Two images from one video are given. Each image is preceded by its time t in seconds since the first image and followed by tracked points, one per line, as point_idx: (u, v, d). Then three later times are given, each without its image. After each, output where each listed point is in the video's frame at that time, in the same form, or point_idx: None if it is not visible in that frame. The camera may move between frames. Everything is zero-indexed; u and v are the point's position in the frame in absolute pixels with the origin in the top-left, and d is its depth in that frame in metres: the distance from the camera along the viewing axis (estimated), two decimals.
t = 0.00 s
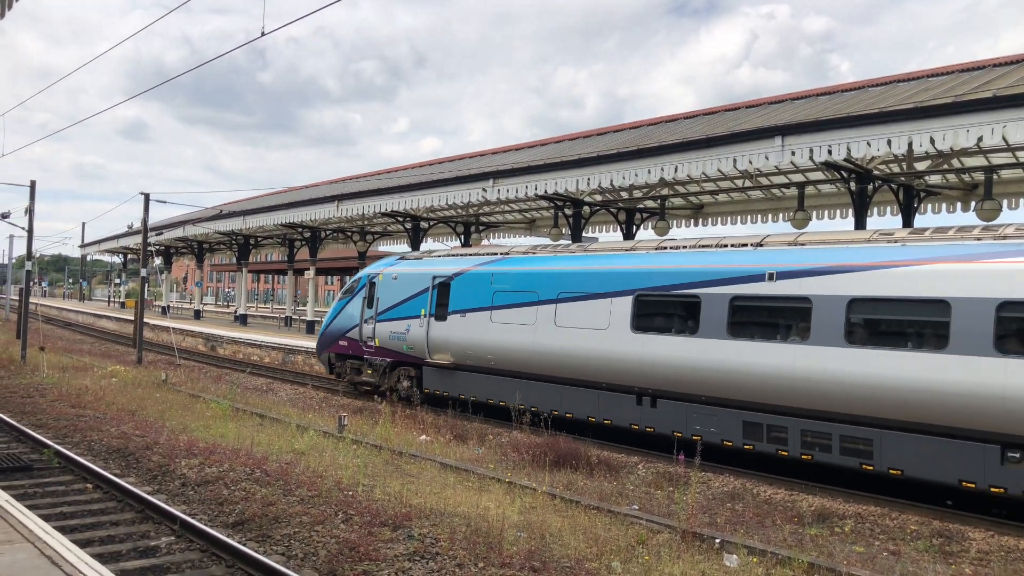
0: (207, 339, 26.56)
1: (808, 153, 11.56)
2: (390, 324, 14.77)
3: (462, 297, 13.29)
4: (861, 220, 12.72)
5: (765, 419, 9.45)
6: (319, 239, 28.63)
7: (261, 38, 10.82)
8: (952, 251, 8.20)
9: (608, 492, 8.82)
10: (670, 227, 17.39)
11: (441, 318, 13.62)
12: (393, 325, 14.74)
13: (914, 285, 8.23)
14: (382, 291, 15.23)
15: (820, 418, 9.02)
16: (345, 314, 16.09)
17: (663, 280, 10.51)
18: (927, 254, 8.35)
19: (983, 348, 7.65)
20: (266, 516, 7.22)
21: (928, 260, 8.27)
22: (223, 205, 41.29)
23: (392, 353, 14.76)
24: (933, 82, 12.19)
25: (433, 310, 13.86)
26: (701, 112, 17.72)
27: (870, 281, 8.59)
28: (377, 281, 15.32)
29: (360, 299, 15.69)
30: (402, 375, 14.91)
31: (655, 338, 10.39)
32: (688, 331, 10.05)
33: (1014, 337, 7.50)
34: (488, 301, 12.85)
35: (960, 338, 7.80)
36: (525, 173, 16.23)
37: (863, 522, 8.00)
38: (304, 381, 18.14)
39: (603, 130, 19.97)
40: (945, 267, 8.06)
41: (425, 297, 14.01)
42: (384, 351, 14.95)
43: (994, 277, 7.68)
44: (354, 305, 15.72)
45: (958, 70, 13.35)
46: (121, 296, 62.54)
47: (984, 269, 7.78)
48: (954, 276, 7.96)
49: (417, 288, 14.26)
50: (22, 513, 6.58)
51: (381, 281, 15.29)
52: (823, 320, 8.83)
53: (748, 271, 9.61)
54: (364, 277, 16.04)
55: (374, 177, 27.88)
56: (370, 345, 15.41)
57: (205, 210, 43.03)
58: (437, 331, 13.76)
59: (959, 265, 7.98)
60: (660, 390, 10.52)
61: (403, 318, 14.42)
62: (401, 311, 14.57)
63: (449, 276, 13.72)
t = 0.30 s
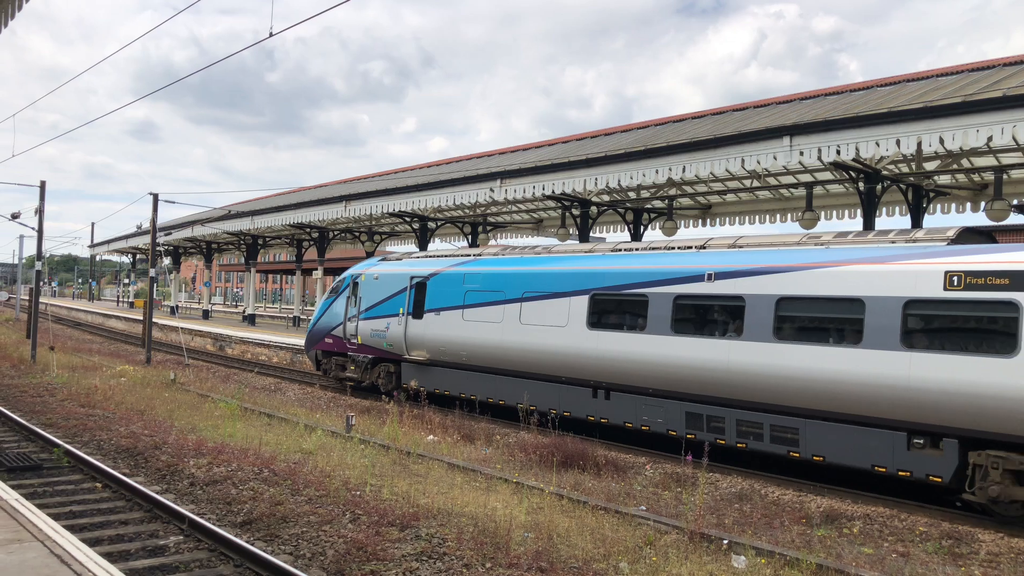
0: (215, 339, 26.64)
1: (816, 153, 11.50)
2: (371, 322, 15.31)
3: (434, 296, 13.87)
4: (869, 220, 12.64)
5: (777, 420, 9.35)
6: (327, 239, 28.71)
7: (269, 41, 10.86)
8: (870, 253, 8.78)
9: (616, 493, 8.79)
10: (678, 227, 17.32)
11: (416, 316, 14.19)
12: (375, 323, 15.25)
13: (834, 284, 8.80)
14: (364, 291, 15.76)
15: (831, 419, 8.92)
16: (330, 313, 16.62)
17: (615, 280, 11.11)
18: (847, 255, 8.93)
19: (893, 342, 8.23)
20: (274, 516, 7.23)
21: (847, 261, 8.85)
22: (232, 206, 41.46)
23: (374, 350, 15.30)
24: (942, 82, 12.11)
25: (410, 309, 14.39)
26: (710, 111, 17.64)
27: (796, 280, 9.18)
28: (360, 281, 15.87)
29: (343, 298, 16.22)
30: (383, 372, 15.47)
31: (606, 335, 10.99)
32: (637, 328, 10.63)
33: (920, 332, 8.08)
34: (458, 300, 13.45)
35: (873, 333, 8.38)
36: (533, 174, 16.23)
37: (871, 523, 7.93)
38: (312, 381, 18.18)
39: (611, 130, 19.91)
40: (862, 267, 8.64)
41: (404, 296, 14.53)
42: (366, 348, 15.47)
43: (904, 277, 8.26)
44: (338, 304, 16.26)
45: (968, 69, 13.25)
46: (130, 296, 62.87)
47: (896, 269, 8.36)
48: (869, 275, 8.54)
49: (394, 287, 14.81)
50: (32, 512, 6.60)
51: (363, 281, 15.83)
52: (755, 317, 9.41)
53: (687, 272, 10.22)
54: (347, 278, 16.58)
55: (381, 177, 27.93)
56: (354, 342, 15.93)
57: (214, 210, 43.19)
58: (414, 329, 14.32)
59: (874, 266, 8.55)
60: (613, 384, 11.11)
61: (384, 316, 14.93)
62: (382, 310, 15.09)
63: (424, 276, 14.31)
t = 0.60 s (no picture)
0: (225, 338, 26.74)
1: (826, 151, 11.40)
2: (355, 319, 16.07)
3: (412, 295, 14.59)
4: (880, 219, 12.53)
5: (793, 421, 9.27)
6: (336, 239, 28.78)
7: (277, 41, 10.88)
8: (796, 253, 9.46)
9: (624, 492, 8.75)
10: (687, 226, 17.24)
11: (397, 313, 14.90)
12: (360, 320, 15.99)
13: (765, 282, 9.48)
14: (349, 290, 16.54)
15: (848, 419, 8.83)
16: (319, 310, 17.37)
17: (572, 279, 11.85)
18: (777, 256, 9.61)
19: (815, 336, 8.91)
20: (283, 514, 7.24)
21: (774, 261, 9.55)
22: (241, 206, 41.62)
23: (357, 346, 16.10)
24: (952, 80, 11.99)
25: (391, 306, 15.09)
26: (719, 110, 17.55)
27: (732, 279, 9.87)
28: (345, 280, 16.64)
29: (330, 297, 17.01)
30: (366, 367, 16.14)
31: (567, 331, 11.70)
32: (594, 324, 11.34)
33: (840, 327, 8.76)
34: (433, 299, 14.19)
35: (799, 328, 9.05)
36: (541, 173, 16.20)
37: (881, 524, 7.86)
38: (321, 380, 18.22)
39: (620, 129, 19.84)
40: (788, 267, 9.32)
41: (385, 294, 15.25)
42: (352, 344, 16.23)
43: (827, 276, 8.93)
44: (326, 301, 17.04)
45: (980, 67, 13.11)
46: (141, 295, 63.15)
47: (819, 269, 9.03)
48: (794, 274, 9.23)
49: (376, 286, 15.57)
50: (43, 510, 6.63)
51: (347, 280, 16.61)
52: (695, 314, 10.10)
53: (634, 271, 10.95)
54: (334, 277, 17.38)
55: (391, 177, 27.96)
56: (341, 338, 16.67)
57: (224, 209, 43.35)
58: (396, 325, 15.00)
59: (800, 266, 9.23)
60: (578, 377, 11.74)
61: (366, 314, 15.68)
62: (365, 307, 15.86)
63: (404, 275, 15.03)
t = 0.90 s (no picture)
0: (232, 336, 26.84)
1: (834, 149, 11.33)
2: (337, 315, 16.81)
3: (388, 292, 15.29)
4: (888, 218, 12.43)
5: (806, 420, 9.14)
6: (343, 237, 28.82)
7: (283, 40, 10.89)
8: (733, 253, 10.08)
9: (631, 491, 8.73)
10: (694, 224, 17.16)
11: (374, 310, 15.51)
12: (342, 316, 16.72)
13: (703, 280, 10.14)
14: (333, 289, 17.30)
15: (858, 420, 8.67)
16: (306, 307, 18.14)
17: (534, 277, 12.53)
18: (715, 256, 10.25)
19: (745, 330, 9.55)
20: (290, 512, 7.25)
21: (711, 260, 10.21)
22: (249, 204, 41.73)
23: (341, 342, 16.87)
24: (961, 78, 11.89)
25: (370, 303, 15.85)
26: (726, 108, 17.47)
27: (673, 277, 10.54)
28: (329, 279, 17.42)
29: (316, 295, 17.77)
30: (350, 361, 17.03)
31: (528, 326, 12.35)
32: (552, 320, 12.01)
33: (769, 321, 9.38)
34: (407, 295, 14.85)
35: (731, 322, 9.68)
36: (547, 171, 16.18)
37: (889, 523, 7.81)
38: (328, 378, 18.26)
39: (627, 127, 19.78)
40: (724, 266, 9.95)
41: (365, 292, 15.99)
42: (335, 339, 16.99)
43: (757, 274, 9.57)
44: (312, 299, 17.81)
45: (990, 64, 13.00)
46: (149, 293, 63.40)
47: (750, 268, 9.67)
48: (727, 272, 9.88)
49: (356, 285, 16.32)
50: (51, 507, 6.65)
51: (331, 278, 17.37)
52: (640, 309, 10.77)
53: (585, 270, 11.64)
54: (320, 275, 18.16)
55: (398, 175, 27.98)
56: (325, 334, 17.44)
57: (232, 207, 43.45)
58: (376, 321, 15.71)
59: (733, 265, 9.87)
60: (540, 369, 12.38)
61: (348, 311, 16.45)
62: (347, 305, 16.60)
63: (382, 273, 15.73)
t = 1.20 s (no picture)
0: (236, 335, 26.87)
1: (838, 148, 11.29)
2: (321, 313, 17.62)
3: (367, 290, 16.09)
4: (892, 218, 12.37)
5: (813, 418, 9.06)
6: (346, 236, 28.84)
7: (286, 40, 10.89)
8: (672, 254, 10.82)
9: (634, 490, 8.71)
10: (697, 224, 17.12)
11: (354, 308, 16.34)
12: (325, 314, 17.53)
13: (645, 279, 10.88)
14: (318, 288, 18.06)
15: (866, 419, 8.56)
16: (291, 305, 19.02)
17: (497, 276, 13.27)
18: (656, 256, 11.00)
19: (680, 325, 10.27)
20: (293, 511, 7.24)
21: (652, 261, 10.96)
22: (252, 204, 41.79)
23: (323, 338, 17.69)
24: (966, 76, 11.83)
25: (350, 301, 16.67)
26: (731, 107, 17.44)
27: (619, 276, 11.29)
28: (312, 278, 18.26)
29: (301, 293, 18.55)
30: (332, 356, 17.88)
31: (491, 322, 13.07)
32: (512, 316, 12.76)
33: (701, 316, 10.09)
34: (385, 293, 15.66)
35: (668, 318, 10.42)
36: (551, 170, 16.16)
37: (893, 523, 7.78)
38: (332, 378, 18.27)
39: (631, 126, 19.76)
40: (663, 266, 10.69)
41: (345, 291, 16.75)
42: (318, 335, 17.82)
43: (692, 273, 10.29)
44: (298, 297, 18.62)
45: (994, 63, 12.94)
46: (153, 292, 63.60)
47: (686, 267, 10.41)
48: (665, 272, 10.64)
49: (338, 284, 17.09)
50: (55, 505, 6.66)
51: (314, 278, 18.21)
52: (591, 306, 11.51)
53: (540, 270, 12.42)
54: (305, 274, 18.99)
55: (402, 174, 28.00)
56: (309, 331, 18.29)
57: (236, 206, 43.45)
58: (355, 318, 16.51)
59: (672, 265, 10.60)
60: (503, 363, 13.09)
61: (330, 308, 17.28)
62: (329, 303, 17.43)
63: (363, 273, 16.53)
